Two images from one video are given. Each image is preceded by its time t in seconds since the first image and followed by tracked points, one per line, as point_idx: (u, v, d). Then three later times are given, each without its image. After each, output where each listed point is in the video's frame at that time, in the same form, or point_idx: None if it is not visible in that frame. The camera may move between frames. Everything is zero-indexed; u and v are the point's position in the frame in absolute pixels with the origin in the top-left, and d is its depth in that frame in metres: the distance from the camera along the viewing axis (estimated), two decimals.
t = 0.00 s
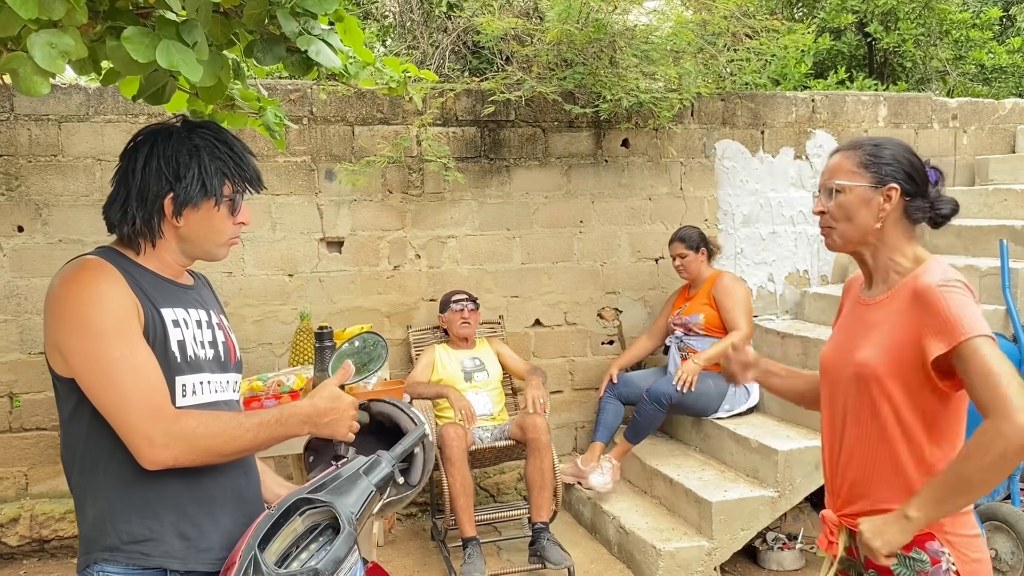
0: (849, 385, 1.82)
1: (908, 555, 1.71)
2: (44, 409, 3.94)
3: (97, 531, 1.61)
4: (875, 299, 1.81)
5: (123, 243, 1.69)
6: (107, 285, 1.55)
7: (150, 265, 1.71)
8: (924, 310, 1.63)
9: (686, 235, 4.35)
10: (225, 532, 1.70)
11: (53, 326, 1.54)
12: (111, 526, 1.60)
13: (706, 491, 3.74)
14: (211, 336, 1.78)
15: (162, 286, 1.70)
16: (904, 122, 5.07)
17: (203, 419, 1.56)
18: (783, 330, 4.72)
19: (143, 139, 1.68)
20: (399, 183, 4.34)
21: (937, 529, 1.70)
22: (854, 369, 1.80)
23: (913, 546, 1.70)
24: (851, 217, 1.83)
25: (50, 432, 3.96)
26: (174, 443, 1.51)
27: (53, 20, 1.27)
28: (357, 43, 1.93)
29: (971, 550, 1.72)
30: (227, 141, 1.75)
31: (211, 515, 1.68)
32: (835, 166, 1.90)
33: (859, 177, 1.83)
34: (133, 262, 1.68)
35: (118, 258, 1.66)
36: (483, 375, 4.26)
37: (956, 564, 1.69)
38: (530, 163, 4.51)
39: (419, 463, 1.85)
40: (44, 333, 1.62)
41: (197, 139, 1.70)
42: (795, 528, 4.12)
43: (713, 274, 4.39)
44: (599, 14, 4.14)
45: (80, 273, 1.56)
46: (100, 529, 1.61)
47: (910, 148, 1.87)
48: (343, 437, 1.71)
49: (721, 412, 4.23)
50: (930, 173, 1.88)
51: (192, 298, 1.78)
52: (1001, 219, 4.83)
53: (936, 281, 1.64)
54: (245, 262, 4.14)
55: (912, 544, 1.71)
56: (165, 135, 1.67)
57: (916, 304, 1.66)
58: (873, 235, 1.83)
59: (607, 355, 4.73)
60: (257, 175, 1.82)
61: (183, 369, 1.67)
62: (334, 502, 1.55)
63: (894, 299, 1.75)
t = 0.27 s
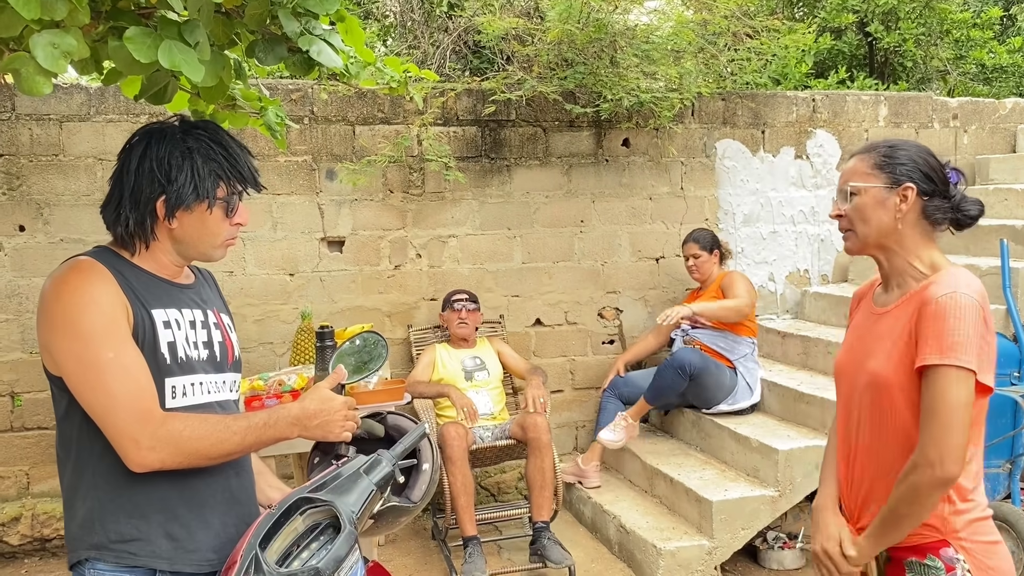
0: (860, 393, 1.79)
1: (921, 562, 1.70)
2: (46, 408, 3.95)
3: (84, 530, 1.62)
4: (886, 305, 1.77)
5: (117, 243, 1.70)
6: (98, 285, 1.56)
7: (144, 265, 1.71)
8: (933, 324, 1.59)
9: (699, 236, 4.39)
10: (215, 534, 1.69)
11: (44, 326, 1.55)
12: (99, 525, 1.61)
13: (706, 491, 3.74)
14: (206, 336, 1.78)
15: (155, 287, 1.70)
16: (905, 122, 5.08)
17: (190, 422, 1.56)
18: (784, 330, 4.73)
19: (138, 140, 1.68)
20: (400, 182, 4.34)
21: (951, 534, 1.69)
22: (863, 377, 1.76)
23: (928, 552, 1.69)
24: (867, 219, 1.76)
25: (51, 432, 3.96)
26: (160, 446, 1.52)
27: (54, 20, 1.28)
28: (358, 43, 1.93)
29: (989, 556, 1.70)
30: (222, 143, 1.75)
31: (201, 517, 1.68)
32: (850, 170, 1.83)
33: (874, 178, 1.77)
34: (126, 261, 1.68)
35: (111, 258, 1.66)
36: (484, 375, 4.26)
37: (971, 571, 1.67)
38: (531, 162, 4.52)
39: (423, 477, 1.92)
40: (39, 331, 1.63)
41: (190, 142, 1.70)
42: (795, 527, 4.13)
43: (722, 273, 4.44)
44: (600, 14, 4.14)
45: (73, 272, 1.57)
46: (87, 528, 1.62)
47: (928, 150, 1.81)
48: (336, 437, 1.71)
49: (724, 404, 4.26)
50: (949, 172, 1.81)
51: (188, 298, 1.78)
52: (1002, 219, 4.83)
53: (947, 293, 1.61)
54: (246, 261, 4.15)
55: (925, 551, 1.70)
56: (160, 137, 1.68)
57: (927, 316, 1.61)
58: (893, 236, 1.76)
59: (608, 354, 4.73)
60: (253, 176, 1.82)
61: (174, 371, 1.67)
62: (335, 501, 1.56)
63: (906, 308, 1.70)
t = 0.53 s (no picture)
0: (861, 394, 1.79)
1: (911, 556, 1.70)
2: (47, 408, 3.96)
3: (87, 528, 1.62)
4: (894, 307, 1.77)
5: (117, 243, 1.70)
6: (99, 285, 1.56)
7: (145, 265, 1.72)
8: (947, 331, 1.58)
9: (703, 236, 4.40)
10: (217, 532, 1.70)
11: (45, 326, 1.56)
12: (101, 522, 1.61)
13: (707, 490, 3.74)
14: (206, 335, 1.78)
15: (156, 286, 1.71)
16: (905, 121, 5.08)
17: (193, 420, 1.57)
18: (785, 329, 4.73)
19: (139, 140, 1.69)
20: (401, 182, 4.35)
21: (941, 530, 1.69)
22: (868, 378, 1.76)
23: (917, 546, 1.70)
24: (876, 222, 1.76)
25: (53, 431, 3.97)
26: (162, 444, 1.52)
27: (58, 20, 1.28)
28: (360, 43, 1.93)
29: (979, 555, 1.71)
30: (222, 145, 1.76)
31: (204, 515, 1.69)
32: (859, 171, 1.83)
33: (884, 180, 1.76)
34: (128, 261, 1.69)
35: (111, 257, 1.67)
36: (485, 374, 4.27)
37: (961, 568, 1.68)
38: (532, 162, 4.52)
39: (424, 478, 1.93)
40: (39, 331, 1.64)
41: (191, 143, 1.71)
42: (796, 527, 4.13)
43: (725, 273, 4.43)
44: (601, 14, 4.14)
45: (74, 272, 1.58)
46: (90, 526, 1.62)
47: (937, 151, 1.80)
48: (337, 436, 1.72)
49: (726, 406, 4.25)
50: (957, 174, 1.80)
51: (188, 297, 1.78)
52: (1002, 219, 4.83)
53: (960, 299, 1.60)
54: (248, 261, 4.15)
55: (915, 545, 1.70)
56: (161, 138, 1.69)
57: (940, 322, 1.61)
58: (901, 240, 1.75)
59: (608, 354, 4.74)
60: (253, 178, 1.82)
61: (175, 369, 1.67)
62: (336, 499, 1.56)
63: (916, 312, 1.69)
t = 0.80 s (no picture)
0: (875, 397, 1.80)
1: (931, 562, 1.71)
2: (49, 407, 3.97)
3: (90, 525, 1.63)
4: (904, 308, 1.77)
5: (118, 242, 1.71)
6: (100, 284, 1.57)
7: (146, 264, 1.72)
8: (953, 333, 1.59)
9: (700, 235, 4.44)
10: (217, 529, 1.70)
11: (47, 325, 1.57)
12: (103, 520, 1.62)
13: (708, 489, 3.75)
14: (207, 333, 1.79)
15: (157, 285, 1.71)
16: (906, 121, 5.09)
17: (193, 418, 1.58)
18: (785, 328, 4.74)
19: (140, 141, 1.70)
20: (402, 181, 4.35)
21: (961, 535, 1.69)
22: (880, 381, 1.77)
23: (938, 552, 1.70)
24: (887, 223, 1.76)
25: (54, 430, 3.98)
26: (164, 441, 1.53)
27: (61, 20, 1.29)
28: (361, 42, 1.94)
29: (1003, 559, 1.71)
30: (224, 146, 1.76)
31: (204, 512, 1.69)
32: (872, 171, 1.83)
33: (898, 181, 1.76)
34: (129, 260, 1.70)
35: (113, 257, 1.67)
36: (486, 373, 4.28)
37: (982, 571, 1.67)
38: (532, 162, 4.53)
39: (425, 477, 1.93)
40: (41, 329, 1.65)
41: (192, 143, 1.71)
42: (796, 526, 4.14)
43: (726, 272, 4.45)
44: (601, 13, 4.15)
45: (76, 271, 1.58)
46: (92, 524, 1.63)
47: (951, 151, 1.81)
48: (338, 434, 1.71)
49: (727, 409, 4.24)
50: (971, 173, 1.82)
51: (189, 295, 1.79)
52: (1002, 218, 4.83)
53: (967, 299, 1.61)
54: (249, 260, 4.16)
55: (935, 551, 1.70)
56: (162, 137, 1.69)
57: (946, 324, 1.62)
58: (913, 241, 1.75)
59: (609, 353, 4.74)
60: (255, 178, 1.83)
61: (175, 367, 1.68)
62: (338, 498, 1.56)
63: (924, 313, 1.70)
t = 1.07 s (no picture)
0: (874, 390, 1.81)
1: (922, 560, 1.72)
2: (50, 406, 3.97)
3: (93, 520, 1.65)
4: (909, 304, 1.77)
5: (135, 243, 1.72)
6: (112, 282, 1.58)
7: (163, 265, 1.74)
8: (955, 330, 1.59)
9: (692, 242, 4.50)
10: (216, 529, 1.71)
11: (58, 319, 1.58)
12: (105, 515, 1.63)
13: (708, 488, 3.76)
14: (217, 334, 1.80)
15: (169, 285, 1.72)
16: (905, 120, 5.09)
17: (194, 418, 1.58)
18: (786, 327, 4.74)
19: (154, 146, 1.71)
20: (403, 181, 4.36)
21: (952, 534, 1.70)
22: (881, 375, 1.78)
23: (928, 550, 1.71)
24: (896, 222, 1.76)
25: (55, 429, 3.99)
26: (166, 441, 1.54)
27: (64, 21, 1.29)
28: (362, 42, 1.94)
29: (992, 560, 1.71)
30: (238, 146, 1.76)
31: (204, 511, 1.70)
32: (878, 169, 1.82)
33: (904, 179, 1.76)
34: (144, 261, 1.71)
35: (127, 254, 1.69)
36: (486, 372, 4.28)
37: (971, 571, 1.68)
38: (532, 161, 4.53)
39: (421, 480, 1.93)
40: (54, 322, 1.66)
41: (206, 146, 1.71)
42: (796, 524, 4.14)
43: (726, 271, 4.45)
44: (601, 13, 4.15)
45: (89, 267, 1.60)
46: (95, 519, 1.64)
47: (957, 147, 1.80)
48: (339, 432, 1.71)
49: (727, 411, 4.24)
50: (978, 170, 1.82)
51: (201, 296, 1.80)
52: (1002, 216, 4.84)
53: (972, 297, 1.61)
54: (249, 260, 4.17)
55: (925, 549, 1.71)
56: (175, 141, 1.69)
57: (949, 321, 1.62)
58: (919, 239, 1.75)
59: (609, 352, 4.75)
60: (270, 175, 1.83)
61: (183, 367, 1.69)
62: (340, 495, 1.57)
63: (928, 310, 1.70)
